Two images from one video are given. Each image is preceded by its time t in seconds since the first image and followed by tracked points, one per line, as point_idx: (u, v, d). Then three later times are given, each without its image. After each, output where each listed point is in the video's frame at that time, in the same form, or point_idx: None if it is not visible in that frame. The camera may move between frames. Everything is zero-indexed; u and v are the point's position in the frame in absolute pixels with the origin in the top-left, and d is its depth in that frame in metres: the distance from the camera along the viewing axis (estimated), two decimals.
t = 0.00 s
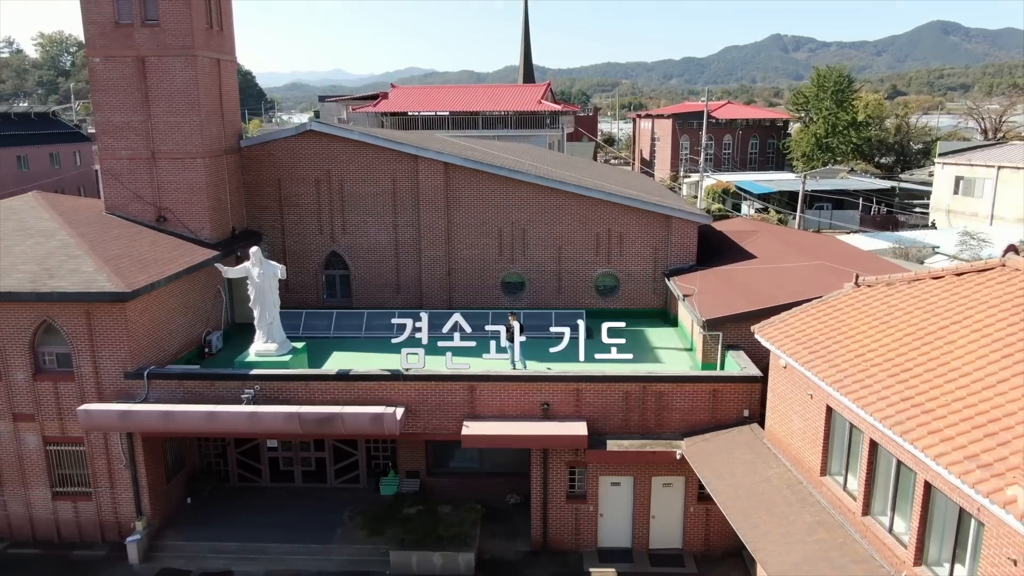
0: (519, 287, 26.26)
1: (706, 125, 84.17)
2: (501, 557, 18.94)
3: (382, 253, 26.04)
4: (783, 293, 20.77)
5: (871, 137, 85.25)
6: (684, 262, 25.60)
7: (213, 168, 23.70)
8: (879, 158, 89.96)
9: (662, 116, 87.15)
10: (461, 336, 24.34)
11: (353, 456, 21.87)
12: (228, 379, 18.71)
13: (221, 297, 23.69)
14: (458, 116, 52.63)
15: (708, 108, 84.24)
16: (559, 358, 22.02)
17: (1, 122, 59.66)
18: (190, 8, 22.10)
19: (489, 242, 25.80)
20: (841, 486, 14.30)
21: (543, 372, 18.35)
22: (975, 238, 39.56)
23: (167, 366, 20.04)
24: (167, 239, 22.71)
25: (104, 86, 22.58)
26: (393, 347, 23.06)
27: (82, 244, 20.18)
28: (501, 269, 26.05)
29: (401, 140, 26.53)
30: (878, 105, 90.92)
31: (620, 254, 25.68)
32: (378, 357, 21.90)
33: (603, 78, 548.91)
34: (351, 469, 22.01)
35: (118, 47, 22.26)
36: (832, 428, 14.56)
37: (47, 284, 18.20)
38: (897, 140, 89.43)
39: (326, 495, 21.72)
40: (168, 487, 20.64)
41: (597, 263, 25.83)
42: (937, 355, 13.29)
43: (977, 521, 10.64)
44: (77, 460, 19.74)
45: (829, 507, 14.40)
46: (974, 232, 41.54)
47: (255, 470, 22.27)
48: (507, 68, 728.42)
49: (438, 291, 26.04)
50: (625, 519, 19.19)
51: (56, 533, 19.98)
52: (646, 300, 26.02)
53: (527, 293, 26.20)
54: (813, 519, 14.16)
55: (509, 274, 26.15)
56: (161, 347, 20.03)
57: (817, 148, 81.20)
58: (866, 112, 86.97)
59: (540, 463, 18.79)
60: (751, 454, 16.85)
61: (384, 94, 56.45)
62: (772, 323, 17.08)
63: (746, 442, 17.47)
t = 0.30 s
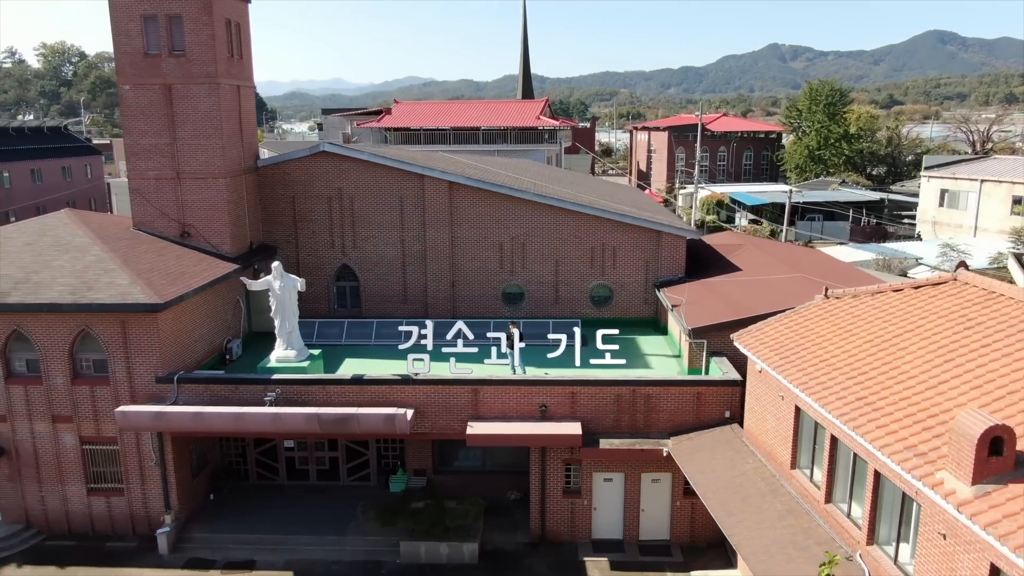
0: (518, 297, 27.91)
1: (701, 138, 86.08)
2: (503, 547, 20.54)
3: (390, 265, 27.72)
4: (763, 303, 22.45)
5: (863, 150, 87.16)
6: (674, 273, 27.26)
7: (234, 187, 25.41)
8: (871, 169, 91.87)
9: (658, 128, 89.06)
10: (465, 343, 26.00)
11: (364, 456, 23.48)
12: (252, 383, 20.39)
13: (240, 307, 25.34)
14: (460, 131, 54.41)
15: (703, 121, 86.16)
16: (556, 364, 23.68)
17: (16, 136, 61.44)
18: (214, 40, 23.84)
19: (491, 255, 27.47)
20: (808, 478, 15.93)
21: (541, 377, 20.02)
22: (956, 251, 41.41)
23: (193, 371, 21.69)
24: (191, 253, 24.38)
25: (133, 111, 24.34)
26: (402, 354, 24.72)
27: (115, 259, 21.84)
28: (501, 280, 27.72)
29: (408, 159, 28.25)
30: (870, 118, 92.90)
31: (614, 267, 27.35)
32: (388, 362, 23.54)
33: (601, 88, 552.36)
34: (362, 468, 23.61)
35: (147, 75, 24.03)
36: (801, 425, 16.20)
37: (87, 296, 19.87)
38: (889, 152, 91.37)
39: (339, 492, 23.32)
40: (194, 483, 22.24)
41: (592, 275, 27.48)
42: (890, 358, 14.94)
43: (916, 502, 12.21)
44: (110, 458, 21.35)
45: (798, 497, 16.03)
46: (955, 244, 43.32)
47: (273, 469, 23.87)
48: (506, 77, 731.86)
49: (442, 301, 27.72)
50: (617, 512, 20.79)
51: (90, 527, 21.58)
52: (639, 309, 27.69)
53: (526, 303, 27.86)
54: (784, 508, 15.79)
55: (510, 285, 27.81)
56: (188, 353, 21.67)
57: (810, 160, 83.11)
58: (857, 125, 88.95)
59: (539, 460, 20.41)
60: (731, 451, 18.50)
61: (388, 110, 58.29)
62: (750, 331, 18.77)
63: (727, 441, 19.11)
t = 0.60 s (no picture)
0: (518, 306, 29.57)
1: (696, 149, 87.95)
2: (504, 540, 22.16)
3: (397, 277, 29.39)
4: (746, 313, 24.13)
5: (854, 161, 89.04)
6: (665, 284, 28.95)
7: (251, 204, 27.09)
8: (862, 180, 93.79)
9: (654, 140, 90.94)
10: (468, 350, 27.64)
11: (374, 456, 25.10)
12: (272, 388, 22.05)
13: (257, 317, 27.00)
14: (461, 145, 56.13)
15: (698, 133, 88.00)
16: (554, 369, 25.34)
17: (28, 149, 63.08)
18: (235, 67, 25.56)
19: (493, 267, 29.15)
20: (782, 473, 17.56)
21: (540, 382, 21.68)
22: (937, 262, 43.29)
23: (216, 376, 23.34)
24: (212, 266, 26.05)
25: (159, 134, 26.05)
26: (409, 360, 26.36)
27: (144, 272, 23.50)
28: (502, 291, 29.39)
29: (414, 177, 29.96)
30: (862, 129, 94.84)
31: (608, 278, 29.02)
32: (397, 368, 25.19)
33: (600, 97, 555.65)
34: (372, 467, 25.23)
35: (172, 100, 25.74)
36: (775, 425, 17.84)
37: (120, 307, 21.53)
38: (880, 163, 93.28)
39: (351, 490, 24.92)
40: (215, 481, 23.85)
41: (588, 286, 29.14)
42: (853, 363, 16.61)
43: (869, 490, 13.86)
44: (139, 457, 22.96)
45: (772, 490, 17.65)
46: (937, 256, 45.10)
47: (289, 468, 25.48)
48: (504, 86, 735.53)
49: (446, 311, 29.39)
50: (610, 507, 22.41)
51: (120, 521, 23.18)
52: (632, 318, 29.36)
53: (525, 312, 29.52)
54: (759, 499, 17.42)
55: (510, 295, 29.46)
56: (211, 360, 23.32)
57: (803, 171, 84.99)
58: (849, 136, 90.87)
59: (537, 458, 22.04)
60: (714, 450, 20.14)
61: (391, 124, 60.06)
62: (732, 339, 20.46)
63: (711, 440, 20.75)
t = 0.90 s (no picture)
0: (518, 315, 31.20)
1: (691, 161, 89.76)
2: (505, 535, 23.73)
3: (403, 287, 31.03)
4: (732, 322, 25.77)
5: (847, 172, 90.82)
6: (656, 295, 30.59)
7: (267, 219, 28.74)
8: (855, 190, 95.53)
9: (650, 151, 92.75)
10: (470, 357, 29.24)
11: (383, 456, 26.70)
12: (290, 393, 23.66)
13: (271, 326, 28.61)
14: (461, 158, 57.85)
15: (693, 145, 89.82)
16: (552, 375, 26.95)
17: (40, 162, 64.74)
18: (252, 92, 27.21)
19: (494, 279, 30.78)
20: (760, 470, 19.15)
21: (539, 389, 23.30)
22: (920, 273, 44.99)
23: (236, 382, 24.93)
24: (230, 278, 27.67)
25: (181, 155, 27.71)
26: (415, 367, 27.95)
27: (168, 284, 25.11)
28: (502, 301, 31.01)
29: (419, 194, 31.60)
30: (855, 140, 96.63)
31: (603, 289, 30.66)
32: (404, 374, 26.78)
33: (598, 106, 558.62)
34: (381, 468, 26.80)
35: (193, 123, 27.41)
36: (754, 426, 19.45)
37: (149, 318, 23.13)
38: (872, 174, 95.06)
39: (361, 488, 26.49)
40: (234, 480, 25.41)
41: (584, 296, 30.77)
42: (823, 368, 18.25)
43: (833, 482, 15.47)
44: (164, 458, 24.54)
45: (751, 486, 19.24)
46: (921, 267, 46.80)
47: (302, 469, 27.06)
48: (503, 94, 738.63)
49: (450, 320, 31.02)
50: (604, 504, 23.99)
51: (146, 518, 24.75)
52: (625, 327, 30.99)
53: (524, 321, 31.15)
54: (740, 494, 19.01)
55: (510, 305, 31.09)
56: (231, 367, 24.93)
57: (796, 183, 86.81)
58: (842, 147, 92.69)
59: (537, 459, 23.63)
60: (700, 450, 21.74)
61: (394, 138, 61.81)
62: (717, 346, 22.11)
63: (698, 441, 22.36)
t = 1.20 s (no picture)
0: (517, 324, 32.82)
1: (686, 172, 91.58)
2: (506, 531, 25.30)
3: (408, 297, 32.66)
4: (718, 331, 27.41)
5: (839, 182, 92.62)
6: (648, 305, 32.25)
7: (280, 234, 30.39)
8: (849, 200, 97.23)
9: (646, 162, 94.58)
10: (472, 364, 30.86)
11: (389, 458, 28.28)
12: (304, 398, 25.27)
13: (284, 334, 30.23)
14: (462, 172, 59.60)
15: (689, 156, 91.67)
16: (549, 380, 28.58)
17: (51, 174, 66.43)
18: (267, 114, 28.91)
19: (494, 289, 32.41)
20: (741, 468, 20.76)
21: (537, 394, 24.92)
22: (905, 283, 46.71)
23: (253, 387, 26.54)
24: (245, 290, 29.31)
25: (200, 173, 29.39)
26: (420, 373, 29.56)
27: (188, 296, 26.73)
28: (502, 311, 32.64)
29: (424, 209, 33.27)
30: (848, 151, 98.43)
31: (598, 299, 32.30)
32: (410, 380, 28.40)
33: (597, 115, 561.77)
34: (387, 468, 28.38)
35: (210, 143, 29.09)
36: (735, 427, 21.06)
37: (172, 327, 24.75)
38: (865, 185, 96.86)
39: (369, 488, 28.06)
40: (250, 480, 26.96)
41: (580, 305, 32.40)
42: (797, 374, 19.89)
43: (802, 477, 17.08)
44: (184, 459, 26.10)
45: (733, 483, 20.82)
46: (906, 277, 48.48)
47: (313, 470, 28.63)
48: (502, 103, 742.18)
49: (452, 329, 32.67)
50: (598, 502, 25.56)
51: (167, 515, 26.30)
52: (619, 335, 32.62)
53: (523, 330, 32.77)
54: (722, 490, 20.61)
55: (510, 314, 32.72)
56: (248, 372, 26.53)
57: (789, 193, 88.64)
58: (834, 159, 94.52)
59: (535, 459, 25.22)
60: (687, 451, 23.34)
61: (397, 151, 63.56)
62: (703, 353, 23.74)
63: (685, 442, 23.97)
